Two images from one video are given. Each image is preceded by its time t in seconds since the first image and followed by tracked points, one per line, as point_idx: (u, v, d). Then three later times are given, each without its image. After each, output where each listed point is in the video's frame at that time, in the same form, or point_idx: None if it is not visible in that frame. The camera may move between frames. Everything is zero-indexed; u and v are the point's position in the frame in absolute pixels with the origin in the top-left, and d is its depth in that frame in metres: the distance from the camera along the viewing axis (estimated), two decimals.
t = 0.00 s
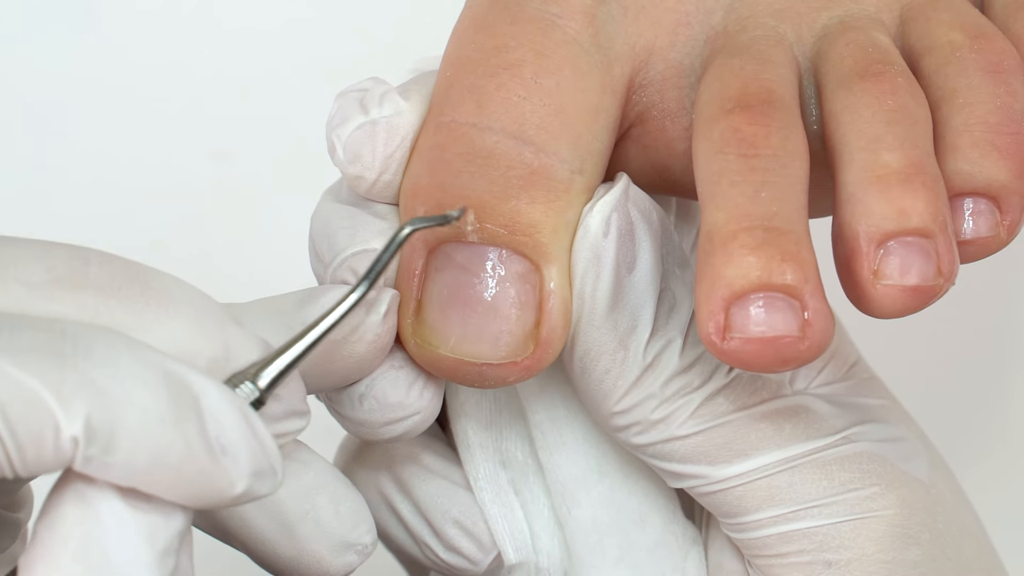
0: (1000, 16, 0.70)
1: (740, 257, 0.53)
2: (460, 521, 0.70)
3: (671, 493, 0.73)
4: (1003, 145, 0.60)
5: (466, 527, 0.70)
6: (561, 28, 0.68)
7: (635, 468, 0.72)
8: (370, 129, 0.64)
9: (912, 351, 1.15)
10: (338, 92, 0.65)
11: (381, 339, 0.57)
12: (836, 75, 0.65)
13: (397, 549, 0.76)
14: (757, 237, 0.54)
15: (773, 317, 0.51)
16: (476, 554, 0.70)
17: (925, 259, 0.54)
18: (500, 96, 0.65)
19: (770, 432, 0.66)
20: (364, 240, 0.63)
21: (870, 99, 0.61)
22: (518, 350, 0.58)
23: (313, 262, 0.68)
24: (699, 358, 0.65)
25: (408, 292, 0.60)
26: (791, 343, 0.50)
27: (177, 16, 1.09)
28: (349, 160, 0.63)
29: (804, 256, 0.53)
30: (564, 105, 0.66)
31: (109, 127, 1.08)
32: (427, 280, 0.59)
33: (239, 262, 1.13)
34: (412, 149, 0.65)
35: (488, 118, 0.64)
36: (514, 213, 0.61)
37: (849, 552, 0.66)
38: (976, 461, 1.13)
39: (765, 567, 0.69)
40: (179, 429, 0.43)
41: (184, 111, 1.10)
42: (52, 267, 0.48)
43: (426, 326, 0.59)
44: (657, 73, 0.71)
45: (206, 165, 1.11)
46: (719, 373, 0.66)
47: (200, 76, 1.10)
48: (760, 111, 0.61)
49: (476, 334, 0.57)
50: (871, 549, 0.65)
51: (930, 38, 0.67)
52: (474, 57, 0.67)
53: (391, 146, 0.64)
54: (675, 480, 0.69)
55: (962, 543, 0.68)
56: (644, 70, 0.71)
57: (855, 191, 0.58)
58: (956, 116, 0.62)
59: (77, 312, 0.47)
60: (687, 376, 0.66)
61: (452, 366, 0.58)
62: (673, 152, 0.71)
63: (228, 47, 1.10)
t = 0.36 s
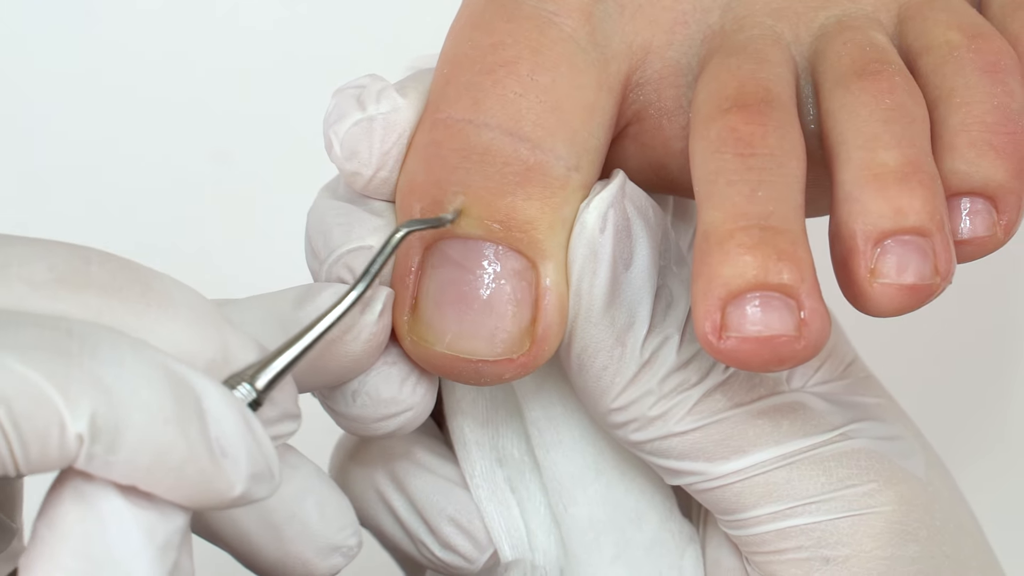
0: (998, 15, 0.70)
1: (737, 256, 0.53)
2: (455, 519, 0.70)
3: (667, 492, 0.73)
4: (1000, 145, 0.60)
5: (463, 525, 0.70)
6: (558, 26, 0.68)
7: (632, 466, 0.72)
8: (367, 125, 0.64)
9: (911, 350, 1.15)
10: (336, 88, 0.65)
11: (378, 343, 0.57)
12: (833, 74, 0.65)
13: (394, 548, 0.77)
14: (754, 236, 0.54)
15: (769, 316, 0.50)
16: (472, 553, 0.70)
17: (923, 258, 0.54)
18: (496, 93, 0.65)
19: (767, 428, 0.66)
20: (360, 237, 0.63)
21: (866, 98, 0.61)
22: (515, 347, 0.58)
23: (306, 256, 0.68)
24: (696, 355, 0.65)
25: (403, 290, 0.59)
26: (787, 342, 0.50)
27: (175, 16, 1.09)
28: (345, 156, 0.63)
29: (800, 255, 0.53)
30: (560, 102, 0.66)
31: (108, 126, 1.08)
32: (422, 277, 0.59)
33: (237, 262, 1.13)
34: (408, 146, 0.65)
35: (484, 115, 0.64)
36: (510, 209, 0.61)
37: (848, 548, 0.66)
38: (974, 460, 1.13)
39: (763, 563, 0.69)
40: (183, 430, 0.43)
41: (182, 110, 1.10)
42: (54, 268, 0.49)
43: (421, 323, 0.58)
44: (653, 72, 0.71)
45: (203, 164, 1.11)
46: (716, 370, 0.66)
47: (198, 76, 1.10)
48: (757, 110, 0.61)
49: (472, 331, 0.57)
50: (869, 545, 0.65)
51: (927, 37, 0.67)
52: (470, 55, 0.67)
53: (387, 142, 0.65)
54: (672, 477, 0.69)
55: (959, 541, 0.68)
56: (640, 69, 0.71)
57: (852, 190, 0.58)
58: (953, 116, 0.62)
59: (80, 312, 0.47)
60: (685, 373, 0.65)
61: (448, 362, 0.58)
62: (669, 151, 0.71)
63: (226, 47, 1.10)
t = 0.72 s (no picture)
0: (984, 25, 0.70)
1: (719, 269, 0.53)
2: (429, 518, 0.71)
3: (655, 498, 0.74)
4: (986, 153, 0.60)
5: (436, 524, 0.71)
6: (558, 34, 0.68)
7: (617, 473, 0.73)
8: (382, 126, 0.60)
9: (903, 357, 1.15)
10: (338, 89, 0.61)
11: (364, 361, 0.51)
12: (819, 84, 0.65)
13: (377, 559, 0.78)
14: (735, 250, 0.54)
15: (752, 328, 0.50)
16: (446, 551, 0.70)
17: (906, 269, 0.53)
18: (501, 101, 0.64)
19: (757, 432, 0.66)
20: (373, 244, 0.57)
21: (851, 107, 0.61)
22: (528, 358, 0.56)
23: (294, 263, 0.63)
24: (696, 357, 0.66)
25: (415, 306, 0.58)
26: (770, 355, 0.50)
27: (166, 23, 1.08)
28: (357, 158, 0.59)
29: (783, 267, 0.53)
30: (564, 111, 0.65)
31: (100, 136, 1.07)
32: (434, 291, 0.57)
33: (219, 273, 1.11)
34: (420, 150, 0.62)
35: (488, 125, 0.63)
36: (519, 220, 0.60)
37: (838, 548, 0.66)
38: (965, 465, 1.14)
39: (752, 566, 0.70)
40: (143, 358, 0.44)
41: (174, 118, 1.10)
42: None
43: (433, 336, 0.56)
44: (648, 80, 0.71)
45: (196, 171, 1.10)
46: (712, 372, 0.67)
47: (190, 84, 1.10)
48: (742, 120, 0.61)
49: (488, 340, 0.55)
50: (858, 546, 0.65)
51: (914, 46, 0.67)
52: (473, 66, 0.66)
53: (400, 143, 0.61)
54: (663, 479, 0.69)
55: (944, 544, 0.67)
56: (635, 77, 0.71)
57: (836, 201, 0.58)
58: (940, 125, 0.62)
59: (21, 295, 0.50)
60: (680, 375, 0.66)
61: (465, 376, 0.55)
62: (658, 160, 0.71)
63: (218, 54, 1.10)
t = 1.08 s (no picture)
0: (984, 25, 0.70)
1: (718, 269, 0.53)
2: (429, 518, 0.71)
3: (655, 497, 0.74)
4: (984, 154, 0.60)
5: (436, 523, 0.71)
6: (558, 32, 0.69)
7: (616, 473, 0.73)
8: (382, 126, 0.60)
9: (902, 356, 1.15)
10: (339, 89, 0.61)
11: (365, 362, 0.51)
12: (818, 84, 0.65)
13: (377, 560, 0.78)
14: (734, 250, 0.54)
15: (750, 328, 0.51)
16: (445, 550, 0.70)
17: (904, 269, 0.54)
18: (500, 100, 0.64)
19: (757, 434, 0.66)
20: (373, 246, 0.57)
21: (850, 107, 0.62)
22: (526, 355, 0.57)
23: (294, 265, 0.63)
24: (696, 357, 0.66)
25: (415, 303, 0.58)
26: (767, 355, 0.50)
27: (165, 22, 1.08)
28: (358, 159, 0.59)
29: (782, 267, 0.53)
30: (561, 109, 0.65)
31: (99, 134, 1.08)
32: (434, 289, 0.58)
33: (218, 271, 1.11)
34: (420, 149, 0.62)
35: (487, 123, 0.63)
36: (518, 216, 0.60)
37: (838, 552, 0.66)
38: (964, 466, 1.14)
39: (751, 568, 0.70)
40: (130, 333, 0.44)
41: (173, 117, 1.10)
42: None
43: (434, 334, 0.57)
44: (647, 79, 0.72)
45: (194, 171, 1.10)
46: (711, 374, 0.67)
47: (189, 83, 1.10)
48: (741, 120, 0.61)
49: (488, 337, 0.56)
50: (858, 549, 0.66)
51: (913, 47, 0.67)
52: (471, 65, 0.66)
53: (401, 142, 0.61)
54: (663, 482, 0.69)
55: (943, 544, 0.68)
56: (634, 77, 0.71)
57: (834, 201, 0.58)
58: (938, 125, 0.62)
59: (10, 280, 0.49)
60: (680, 378, 0.66)
61: (466, 373, 0.56)
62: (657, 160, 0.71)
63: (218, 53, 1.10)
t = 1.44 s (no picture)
0: (981, 25, 0.70)
1: (713, 268, 0.53)
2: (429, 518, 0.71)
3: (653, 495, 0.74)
4: (980, 153, 0.60)
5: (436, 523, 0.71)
6: (555, 32, 0.69)
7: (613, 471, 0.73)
8: (380, 126, 0.60)
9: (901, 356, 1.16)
10: (338, 88, 0.61)
11: (374, 360, 0.52)
12: (814, 84, 0.65)
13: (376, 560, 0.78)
14: (730, 249, 0.54)
15: (746, 327, 0.51)
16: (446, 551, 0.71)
17: (900, 268, 0.54)
18: (497, 99, 0.64)
19: (757, 433, 0.66)
20: (374, 246, 0.57)
21: (846, 107, 0.62)
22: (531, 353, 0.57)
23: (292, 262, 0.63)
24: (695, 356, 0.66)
25: (416, 303, 0.58)
26: (763, 353, 0.51)
27: (165, 21, 1.09)
28: (356, 158, 0.59)
29: (778, 266, 0.53)
30: (558, 108, 0.65)
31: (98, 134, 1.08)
32: (436, 289, 0.58)
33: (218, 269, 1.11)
34: (418, 148, 0.63)
35: (484, 122, 0.63)
36: (518, 215, 0.60)
37: (838, 550, 0.66)
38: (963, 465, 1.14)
39: (751, 567, 0.70)
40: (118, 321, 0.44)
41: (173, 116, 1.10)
42: None
43: (435, 333, 0.57)
44: (644, 78, 0.72)
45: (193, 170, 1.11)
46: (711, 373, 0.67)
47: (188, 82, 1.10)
48: (737, 119, 0.61)
49: (490, 337, 0.56)
50: (857, 547, 0.66)
51: (910, 46, 0.67)
52: (468, 64, 0.66)
53: (399, 142, 0.61)
54: (662, 480, 0.69)
55: (941, 542, 0.68)
56: (632, 75, 0.72)
57: (829, 200, 0.58)
58: (935, 124, 0.62)
59: None
60: (680, 376, 0.66)
61: (470, 372, 0.56)
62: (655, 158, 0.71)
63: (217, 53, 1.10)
